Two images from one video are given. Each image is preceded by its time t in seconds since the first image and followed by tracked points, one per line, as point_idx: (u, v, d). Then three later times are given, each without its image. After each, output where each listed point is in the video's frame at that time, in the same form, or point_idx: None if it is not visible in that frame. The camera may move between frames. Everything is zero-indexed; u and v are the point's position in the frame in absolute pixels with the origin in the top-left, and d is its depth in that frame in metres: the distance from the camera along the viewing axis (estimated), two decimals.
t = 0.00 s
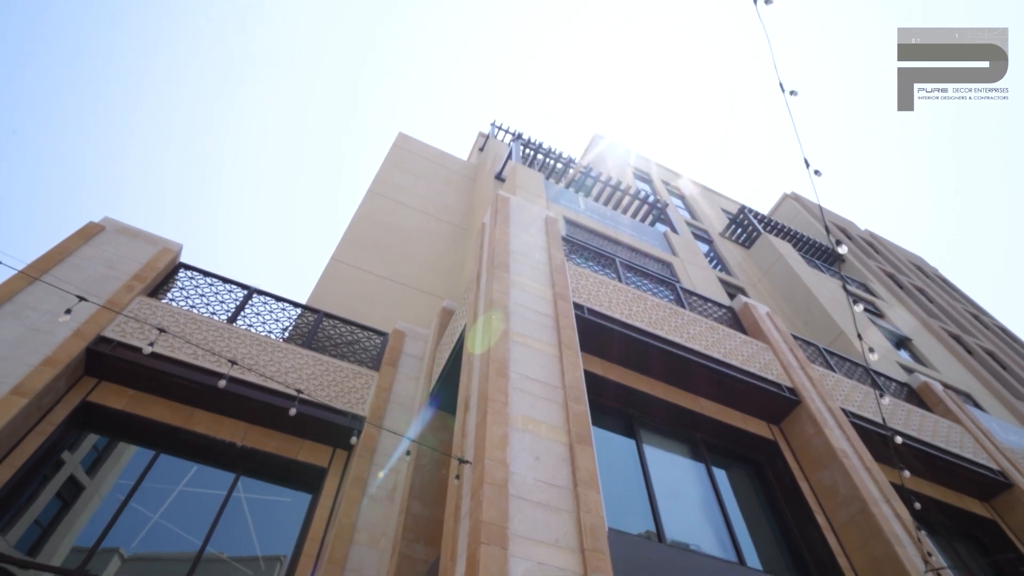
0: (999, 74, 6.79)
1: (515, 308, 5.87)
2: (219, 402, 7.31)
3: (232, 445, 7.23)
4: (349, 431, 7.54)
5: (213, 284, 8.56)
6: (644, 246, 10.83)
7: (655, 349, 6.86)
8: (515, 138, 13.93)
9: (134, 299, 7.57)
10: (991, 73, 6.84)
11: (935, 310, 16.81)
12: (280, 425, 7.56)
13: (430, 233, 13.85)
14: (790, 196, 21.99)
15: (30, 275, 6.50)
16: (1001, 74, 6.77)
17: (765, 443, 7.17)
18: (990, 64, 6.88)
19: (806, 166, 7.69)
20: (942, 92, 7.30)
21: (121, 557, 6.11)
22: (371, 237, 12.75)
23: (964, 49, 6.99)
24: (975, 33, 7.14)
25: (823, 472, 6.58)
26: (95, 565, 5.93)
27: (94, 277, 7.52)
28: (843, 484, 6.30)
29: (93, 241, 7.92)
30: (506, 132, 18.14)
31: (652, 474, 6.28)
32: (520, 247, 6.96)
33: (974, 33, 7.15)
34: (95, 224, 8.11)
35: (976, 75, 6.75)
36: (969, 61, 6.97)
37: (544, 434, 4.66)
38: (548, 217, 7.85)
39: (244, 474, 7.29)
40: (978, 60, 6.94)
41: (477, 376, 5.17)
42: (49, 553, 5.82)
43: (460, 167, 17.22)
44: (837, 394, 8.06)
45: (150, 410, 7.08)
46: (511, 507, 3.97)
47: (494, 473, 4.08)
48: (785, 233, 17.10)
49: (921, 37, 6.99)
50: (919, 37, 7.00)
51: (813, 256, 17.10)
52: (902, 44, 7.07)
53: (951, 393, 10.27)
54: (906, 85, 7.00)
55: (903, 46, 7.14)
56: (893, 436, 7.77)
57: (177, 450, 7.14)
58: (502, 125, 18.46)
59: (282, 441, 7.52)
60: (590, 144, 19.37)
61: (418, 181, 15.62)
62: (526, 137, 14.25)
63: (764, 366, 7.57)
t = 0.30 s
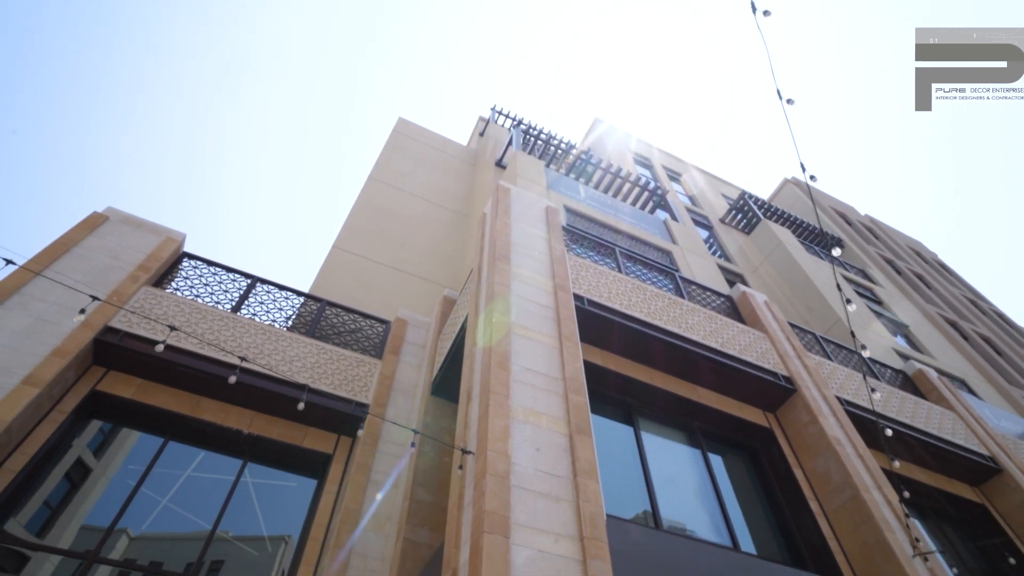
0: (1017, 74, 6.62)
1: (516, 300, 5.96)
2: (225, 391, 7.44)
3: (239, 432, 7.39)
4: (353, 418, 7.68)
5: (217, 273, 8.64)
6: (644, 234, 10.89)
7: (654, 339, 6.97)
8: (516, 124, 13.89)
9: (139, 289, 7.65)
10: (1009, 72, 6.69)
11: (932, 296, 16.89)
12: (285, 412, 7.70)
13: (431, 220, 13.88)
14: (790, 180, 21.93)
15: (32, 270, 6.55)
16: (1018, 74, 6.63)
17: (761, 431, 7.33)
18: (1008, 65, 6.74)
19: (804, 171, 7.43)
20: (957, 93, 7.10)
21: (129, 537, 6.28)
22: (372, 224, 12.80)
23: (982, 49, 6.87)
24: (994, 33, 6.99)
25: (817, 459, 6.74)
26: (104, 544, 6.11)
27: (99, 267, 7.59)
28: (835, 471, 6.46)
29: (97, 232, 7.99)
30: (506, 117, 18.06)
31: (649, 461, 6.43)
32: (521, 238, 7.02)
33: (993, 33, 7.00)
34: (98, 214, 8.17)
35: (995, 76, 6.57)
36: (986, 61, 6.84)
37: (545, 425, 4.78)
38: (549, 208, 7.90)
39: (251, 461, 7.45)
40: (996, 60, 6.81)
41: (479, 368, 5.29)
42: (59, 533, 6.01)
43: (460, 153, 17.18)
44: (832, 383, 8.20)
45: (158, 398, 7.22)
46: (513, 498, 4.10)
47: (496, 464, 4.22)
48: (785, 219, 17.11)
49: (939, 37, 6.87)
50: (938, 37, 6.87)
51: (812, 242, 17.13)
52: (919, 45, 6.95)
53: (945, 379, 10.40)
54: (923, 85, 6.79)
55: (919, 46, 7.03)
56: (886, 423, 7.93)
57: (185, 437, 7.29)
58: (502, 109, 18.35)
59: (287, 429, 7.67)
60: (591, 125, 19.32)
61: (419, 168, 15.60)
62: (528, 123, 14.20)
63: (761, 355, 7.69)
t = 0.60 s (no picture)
0: None
1: (517, 290, 6.06)
2: (232, 376, 7.59)
3: (246, 416, 7.56)
4: (357, 403, 7.85)
5: (221, 259, 8.72)
6: (645, 219, 10.94)
7: (653, 327, 7.08)
8: (517, 108, 13.82)
9: (145, 276, 7.74)
10: None
11: (931, 279, 16.95)
12: (290, 397, 7.86)
13: (432, 204, 13.91)
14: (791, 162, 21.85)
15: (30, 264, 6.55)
16: None
17: (756, 415, 7.49)
18: None
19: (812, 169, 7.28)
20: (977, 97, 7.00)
21: (137, 515, 6.46)
22: (373, 209, 12.83)
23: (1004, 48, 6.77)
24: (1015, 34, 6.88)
25: (810, 443, 6.92)
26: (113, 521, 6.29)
27: (105, 255, 7.68)
28: (828, 455, 6.64)
29: (101, 219, 8.05)
30: (507, 98, 17.94)
31: (647, 446, 6.60)
32: (522, 227, 7.09)
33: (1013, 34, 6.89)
34: (102, 201, 8.22)
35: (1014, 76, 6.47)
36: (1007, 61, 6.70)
37: (545, 413, 4.92)
38: (550, 195, 7.94)
39: (258, 444, 7.64)
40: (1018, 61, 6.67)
41: (481, 357, 5.41)
42: (68, 512, 6.19)
43: (460, 135, 17.11)
44: (827, 368, 8.34)
45: (166, 383, 7.37)
46: (514, 484, 4.26)
47: (498, 452, 4.36)
48: (785, 202, 17.11)
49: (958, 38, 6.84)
50: (957, 37, 6.85)
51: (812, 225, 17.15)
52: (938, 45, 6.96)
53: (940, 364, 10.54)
54: (942, 86, 6.69)
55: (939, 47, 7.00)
56: (879, 408, 8.10)
57: (194, 421, 7.47)
58: (503, 91, 18.20)
59: (293, 413, 7.84)
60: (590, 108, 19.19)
61: (419, 151, 15.55)
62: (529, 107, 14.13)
63: (758, 342, 7.81)
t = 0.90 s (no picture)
0: None
1: (518, 281, 6.13)
2: (236, 363, 7.71)
3: (251, 402, 7.69)
4: (360, 389, 7.98)
5: (223, 247, 8.77)
6: (645, 206, 10.97)
7: (651, 316, 7.18)
8: (518, 93, 13.75)
9: (148, 264, 7.81)
10: None
11: (930, 264, 17.03)
12: (294, 383, 7.98)
13: (432, 190, 13.91)
14: (792, 146, 21.77)
15: (33, 258, 6.53)
16: None
17: (752, 401, 7.63)
18: None
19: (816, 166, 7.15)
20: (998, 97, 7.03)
21: (143, 495, 6.61)
22: (373, 195, 12.85)
23: None
24: None
25: (804, 429, 7.07)
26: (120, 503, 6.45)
27: (108, 243, 7.74)
28: (821, 441, 6.79)
29: (104, 207, 8.09)
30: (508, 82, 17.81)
31: (644, 431, 6.74)
32: (523, 217, 7.14)
33: None
34: (104, 189, 8.26)
35: None
36: None
37: (545, 402, 5.04)
38: (551, 184, 7.97)
39: (263, 429, 7.79)
40: None
41: (482, 347, 5.51)
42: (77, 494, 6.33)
43: (460, 119, 17.03)
44: (823, 355, 8.46)
45: (172, 371, 7.50)
46: (515, 473, 4.38)
47: (499, 441, 4.48)
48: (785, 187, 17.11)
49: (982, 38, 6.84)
50: (981, 37, 6.85)
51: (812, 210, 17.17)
52: (961, 44, 6.96)
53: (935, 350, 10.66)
54: (963, 86, 6.78)
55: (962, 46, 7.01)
56: (874, 394, 8.24)
57: (200, 407, 7.60)
58: (503, 74, 18.04)
59: (297, 399, 7.98)
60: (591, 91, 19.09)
61: (419, 136, 15.49)
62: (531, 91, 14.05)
63: (755, 330, 7.91)
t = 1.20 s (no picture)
0: None
1: (519, 270, 6.22)
2: (242, 349, 7.84)
3: (257, 387, 7.85)
4: (364, 374, 8.13)
5: (226, 234, 8.84)
6: (645, 191, 11.00)
7: (650, 303, 7.28)
8: (519, 75, 13.66)
9: (153, 252, 7.89)
10: None
11: (928, 247, 17.12)
12: (300, 368, 8.13)
13: (433, 173, 13.91)
14: (794, 127, 21.63)
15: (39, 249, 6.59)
16: None
17: (748, 386, 7.79)
18: None
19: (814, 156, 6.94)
20: None
21: (147, 472, 6.80)
22: (374, 179, 12.86)
23: None
24: None
25: (799, 414, 7.23)
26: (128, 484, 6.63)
27: (113, 230, 7.81)
28: (815, 425, 6.96)
29: (107, 194, 8.14)
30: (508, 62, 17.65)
31: (642, 415, 6.90)
32: (524, 204, 7.20)
33: None
34: (107, 176, 8.30)
35: None
36: None
37: (545, 390, 5.18)
38: (552, 171, 8.00)
39: (269, 413, 7.96)
40: None
41: (484, 336, 5.63)
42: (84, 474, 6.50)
43: (461, 101, 16.92)
44: (819, 341, 8.59)
45: (179, 356, 7.63)
46: (516, 460, 4.53)
47: (501, 429, 4.63)
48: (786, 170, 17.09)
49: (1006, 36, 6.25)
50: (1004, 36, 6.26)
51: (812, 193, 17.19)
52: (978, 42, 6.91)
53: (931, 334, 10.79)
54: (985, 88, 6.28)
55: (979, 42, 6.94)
56: (868, 379, 8.40)
57: (207, 392, 7.76)
58: (503, 54, 17.87)
59: (301, 383, 8.13)
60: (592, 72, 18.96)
61: (419, 118, 15.41)
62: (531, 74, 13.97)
63: (752, 316, 8.02)
